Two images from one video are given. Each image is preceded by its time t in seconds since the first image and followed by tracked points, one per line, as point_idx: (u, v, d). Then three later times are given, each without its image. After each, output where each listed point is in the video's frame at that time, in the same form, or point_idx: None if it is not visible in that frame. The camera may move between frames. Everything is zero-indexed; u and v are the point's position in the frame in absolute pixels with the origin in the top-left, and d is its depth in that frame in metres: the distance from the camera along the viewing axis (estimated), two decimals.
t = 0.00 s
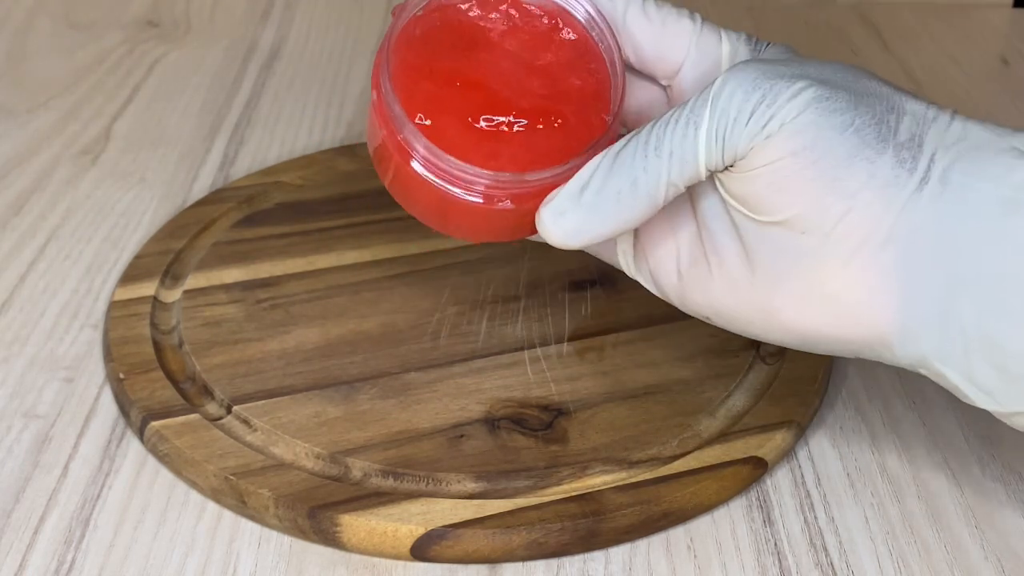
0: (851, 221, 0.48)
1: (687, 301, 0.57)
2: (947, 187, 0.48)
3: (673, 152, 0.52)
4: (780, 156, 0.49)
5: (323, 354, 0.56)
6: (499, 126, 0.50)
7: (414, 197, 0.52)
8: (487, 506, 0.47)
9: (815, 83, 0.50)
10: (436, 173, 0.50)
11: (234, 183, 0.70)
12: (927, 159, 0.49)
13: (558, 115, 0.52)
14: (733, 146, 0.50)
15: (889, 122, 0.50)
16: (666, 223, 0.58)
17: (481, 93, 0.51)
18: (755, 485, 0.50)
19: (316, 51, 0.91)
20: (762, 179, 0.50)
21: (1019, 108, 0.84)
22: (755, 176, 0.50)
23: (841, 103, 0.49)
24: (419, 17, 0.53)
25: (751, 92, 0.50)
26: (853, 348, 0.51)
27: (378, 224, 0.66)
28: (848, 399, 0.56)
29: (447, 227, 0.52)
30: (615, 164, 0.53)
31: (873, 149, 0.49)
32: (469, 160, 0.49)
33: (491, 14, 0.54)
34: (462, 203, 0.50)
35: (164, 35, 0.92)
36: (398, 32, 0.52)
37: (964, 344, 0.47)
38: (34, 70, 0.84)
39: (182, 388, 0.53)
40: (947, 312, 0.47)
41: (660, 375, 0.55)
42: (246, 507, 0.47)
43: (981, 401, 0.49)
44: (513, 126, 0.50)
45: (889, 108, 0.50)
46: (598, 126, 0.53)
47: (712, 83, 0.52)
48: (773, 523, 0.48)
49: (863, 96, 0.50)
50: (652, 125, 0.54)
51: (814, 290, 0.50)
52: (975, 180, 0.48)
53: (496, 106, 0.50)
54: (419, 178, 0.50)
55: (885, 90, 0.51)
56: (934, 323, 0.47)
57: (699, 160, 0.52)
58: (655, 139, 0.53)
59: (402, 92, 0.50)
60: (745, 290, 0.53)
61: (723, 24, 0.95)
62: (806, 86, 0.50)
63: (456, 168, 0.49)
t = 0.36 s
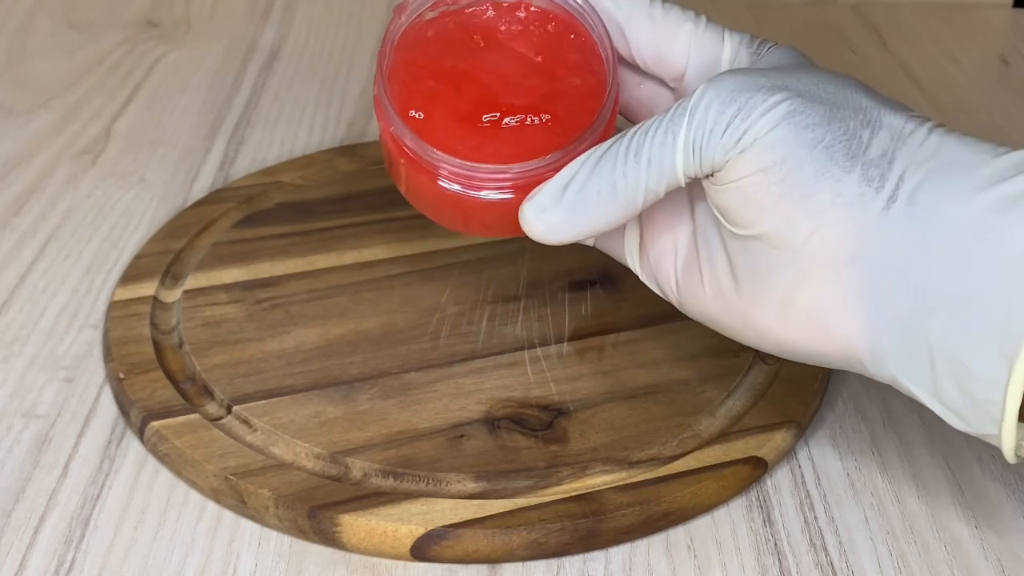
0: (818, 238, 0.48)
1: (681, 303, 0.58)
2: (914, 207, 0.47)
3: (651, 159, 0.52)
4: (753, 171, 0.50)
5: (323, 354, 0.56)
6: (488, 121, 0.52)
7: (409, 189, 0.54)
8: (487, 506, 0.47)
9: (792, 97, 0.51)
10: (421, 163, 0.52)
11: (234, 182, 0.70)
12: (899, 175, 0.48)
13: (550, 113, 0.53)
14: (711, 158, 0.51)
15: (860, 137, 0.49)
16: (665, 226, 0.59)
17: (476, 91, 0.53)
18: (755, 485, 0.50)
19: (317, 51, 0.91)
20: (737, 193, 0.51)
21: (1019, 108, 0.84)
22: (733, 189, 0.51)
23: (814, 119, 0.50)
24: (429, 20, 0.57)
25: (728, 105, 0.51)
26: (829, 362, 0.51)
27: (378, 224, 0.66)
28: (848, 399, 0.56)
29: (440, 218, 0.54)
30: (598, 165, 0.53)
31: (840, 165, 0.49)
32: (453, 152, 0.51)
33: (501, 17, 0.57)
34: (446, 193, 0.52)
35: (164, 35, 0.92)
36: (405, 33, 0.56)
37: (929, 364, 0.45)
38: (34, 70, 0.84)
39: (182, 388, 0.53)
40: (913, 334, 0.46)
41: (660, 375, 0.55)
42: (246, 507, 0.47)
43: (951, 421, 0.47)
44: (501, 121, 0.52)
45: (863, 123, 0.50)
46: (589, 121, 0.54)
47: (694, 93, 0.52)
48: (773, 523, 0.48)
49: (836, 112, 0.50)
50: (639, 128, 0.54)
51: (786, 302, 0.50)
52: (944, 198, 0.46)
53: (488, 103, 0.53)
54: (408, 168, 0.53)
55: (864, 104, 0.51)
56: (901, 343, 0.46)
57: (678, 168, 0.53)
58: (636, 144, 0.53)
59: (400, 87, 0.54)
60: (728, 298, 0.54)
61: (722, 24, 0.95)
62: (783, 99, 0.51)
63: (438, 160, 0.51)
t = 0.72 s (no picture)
0: (800, 242, 0.48)
1: (671, 307, 0.58)
2: (895, 211, 0.46)
3: (632, 163, 0.52)
4: (735, 175, 0.50)
5: (323, 354, 0.56)
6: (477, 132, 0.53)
7: (402, 203, 0.54)
8: (487, 506, 0.47)
9: (773, 101, 0.50)
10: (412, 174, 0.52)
11: (234, 183, 0.70)
12: (879, 180, 0.48)
13: (536, 121, 0.54)
14: (692, 160, 0.51)
15: (840, 142, 0.49)
16: (656, 231, 0.59)
17: (464, 103, 0.54)
18: (755, 485, 0.50)
19: (317, 51, 0.91)
20: (718, 197, 0.50)
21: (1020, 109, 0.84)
22: (714, 193, 0.51)
23: (794, 124, 0.49)
24: (417, 38, 0.58)
25: (708, 108, 0.51)
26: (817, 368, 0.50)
27: (378, 224, 0.66)
28: (848, 400, 0.56)
29: (434, 230, 0.55)
30: (582, 169, 0.52)
31: (820, 172, 0.48)
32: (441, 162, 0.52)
33: (489, 34, 0.58)
34: (437, 203, 0.52)
35: (164, 35, 0.92)
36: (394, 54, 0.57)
37: (910, 365, 0.45)
38: (34, 70, 0.84)
39: (182, 388, 0.53)
40: (895, 337, 0.45)
41: (660, 375, 0.55)
42: (246, 507, 0.47)
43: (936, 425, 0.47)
44: (487, 130, 0.53)
45: (843, 127, 0.50)
46: (575, 129, 0.54)
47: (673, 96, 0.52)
48: (773, 523, 0.48)
49: (816, 116, 0.50)
50: (622, 131, 0.54)
51: (771, 305, 0.50)
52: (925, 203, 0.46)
53: (476, 115, 0.53)
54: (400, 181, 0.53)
55: (844, 108, 0.51)
56: (883, 347, 0.46)
57: (659, 170, 0.52)
58: (617, 146, 0.53)
59: (390, 104, 0.55)
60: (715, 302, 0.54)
61: (722, 25, 0.96)
62: (764, 103, 0.50)
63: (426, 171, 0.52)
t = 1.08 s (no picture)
0: (785, 248, 0.48)
1: (669, 293, 0.58)
2: (874, 214, 0.45)
3: (614, 171, 0.51)
4: (714, 182, 0.49)
5: (322, 354, 0.56)
6: (454, 148, 0.52)
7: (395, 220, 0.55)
8: (488, 506, 0.47)
9: (746, 101, 0.49)
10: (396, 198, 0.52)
11: (233, 183, 0.70)
12: (857, 180, 0.46)
13: (515, 131, 0.52)
14: (670, 166, 0.50)
15: (815, 141, 0.48)
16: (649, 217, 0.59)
17: (438, 116, 0.52)
18: (755, 485, 0.50)
19: (317, 51, 0.91)
20: (701, 202, 0.50)
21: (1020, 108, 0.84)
22: (696, 199, 0.50)
23: (769, 126, 0.48)
24: (387, 50, 0.56)
25: (680, 113, 0.49)
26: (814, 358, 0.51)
27: (377, 224, 0.66)
28: (848, 399, 0.56)
29: (430, 243, 0.55)
30: (565, 182, 0.52)
31: (797, 175, 0.47)
32: (425, 186, 0.52)
33: (459, 32, 0.56)
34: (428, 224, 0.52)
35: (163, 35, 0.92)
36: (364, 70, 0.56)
37: (904, 366, 0.45)
38: (34, 70, 0.84)
39: (182, 388, 0.53)
40: (888, 339, 0.45)
41: (660, 375, 0.55)
42: (246, 507, 0.47)
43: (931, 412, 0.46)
44: (467, 146, 0.51)
45: (818, 124, 0.48)
46: (556, 135, 0.53)
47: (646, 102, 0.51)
48: (774, 523, 0.48)
49: (789, 114, 0.48)
50: (602, 136, 0.53)
51: (763, 308, 0.51)
52: (903, 204, 0.44)
53: (450, 128, 0.52)
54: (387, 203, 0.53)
55: (821, 100, 0.49)
56: (874, 347, 0.46)
57: (641, 176, 0.52)
58: (596, 155, 0.52)
59: (365, 126, 0.54)
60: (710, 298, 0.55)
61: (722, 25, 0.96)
62: (737, 104, 0.48)
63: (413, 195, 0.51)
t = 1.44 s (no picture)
0: (803, 260, 0.48)
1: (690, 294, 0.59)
2: (890, 226, 0.45)
3: (634, 186, 0.52)
4: (733, 196, 0.49)
5: (322, 354, 0.56)
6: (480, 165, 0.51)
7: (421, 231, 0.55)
8: (487, 506, 0.47)
9: (762, 115, 0.49)
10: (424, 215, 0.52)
11: (233, 183, 0.70)
12: (874, 193, 0.47)
13: (539, 146, 0.52)
14: (688, 180, 0.50)
15: (832, 154, 0.48)
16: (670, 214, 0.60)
17: (462, 131, 0.52)
18: (755, 485, 0.50)
19: (317, 50, 0.91)
20: (721, 215, 0.50)
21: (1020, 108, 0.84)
22: (715, 212, 0.50)
23: (784, 140, 0.48)
24: (405, 55, 0.54)
25: (697, 130, 0.49)
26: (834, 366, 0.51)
27: (377, 223, 0.66)
28: (848, 399, 0.56)
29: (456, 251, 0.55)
30: (588, 198, 0.53)
31: (815, 190, 0.47)
32: (452, 204, 0.52)
33: (478, 36, 0.54)
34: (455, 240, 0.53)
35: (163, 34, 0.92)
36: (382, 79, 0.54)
37: (920, 376, 0.45)
38: (34, 70, 0.84)
39: (182, 388, 0.53)
40: (905, 350, 0.45)
41: (660, 375, 0.55)
42: (246, 507, 0.47)
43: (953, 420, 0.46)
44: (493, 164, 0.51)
45: (835, 137, 0.48)
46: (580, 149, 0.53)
47: (662, 119, 0.51)
48: (773, 523, 0.48)
49: (805, 127, 0.48)
50: (621, 151, 0.53)
51: (783, 318, 0.51)
52: (918, 217, 0.45)
53: (476, 144, 0.51)
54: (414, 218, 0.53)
55: (837, 112, 0.49)
56: (892, 358, 0.46)
57: (661, 189, 0.52)
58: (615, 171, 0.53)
59: (389, 140, 0.53)
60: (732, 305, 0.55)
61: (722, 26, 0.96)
62: (753, 119, 0.49)
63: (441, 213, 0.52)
